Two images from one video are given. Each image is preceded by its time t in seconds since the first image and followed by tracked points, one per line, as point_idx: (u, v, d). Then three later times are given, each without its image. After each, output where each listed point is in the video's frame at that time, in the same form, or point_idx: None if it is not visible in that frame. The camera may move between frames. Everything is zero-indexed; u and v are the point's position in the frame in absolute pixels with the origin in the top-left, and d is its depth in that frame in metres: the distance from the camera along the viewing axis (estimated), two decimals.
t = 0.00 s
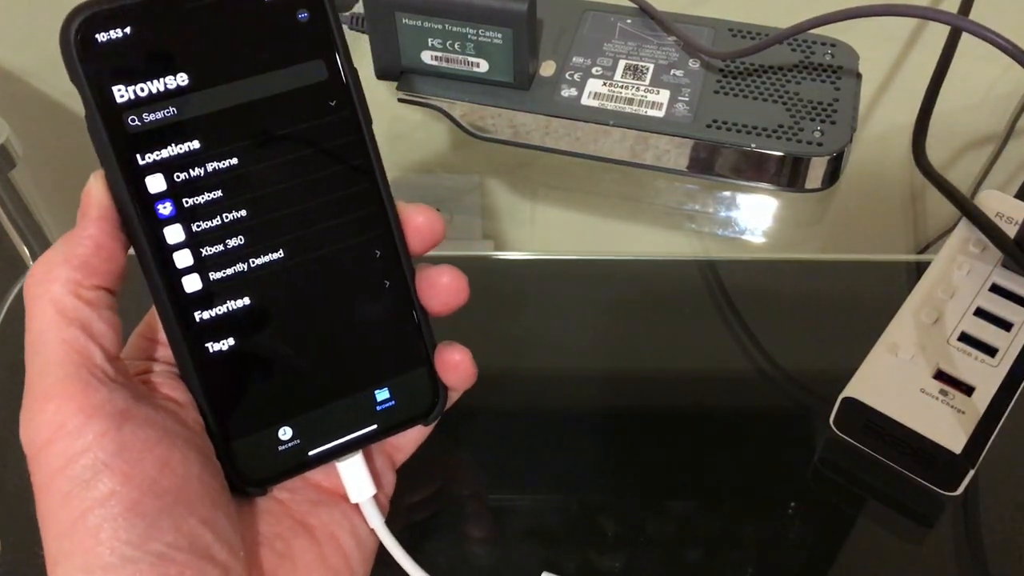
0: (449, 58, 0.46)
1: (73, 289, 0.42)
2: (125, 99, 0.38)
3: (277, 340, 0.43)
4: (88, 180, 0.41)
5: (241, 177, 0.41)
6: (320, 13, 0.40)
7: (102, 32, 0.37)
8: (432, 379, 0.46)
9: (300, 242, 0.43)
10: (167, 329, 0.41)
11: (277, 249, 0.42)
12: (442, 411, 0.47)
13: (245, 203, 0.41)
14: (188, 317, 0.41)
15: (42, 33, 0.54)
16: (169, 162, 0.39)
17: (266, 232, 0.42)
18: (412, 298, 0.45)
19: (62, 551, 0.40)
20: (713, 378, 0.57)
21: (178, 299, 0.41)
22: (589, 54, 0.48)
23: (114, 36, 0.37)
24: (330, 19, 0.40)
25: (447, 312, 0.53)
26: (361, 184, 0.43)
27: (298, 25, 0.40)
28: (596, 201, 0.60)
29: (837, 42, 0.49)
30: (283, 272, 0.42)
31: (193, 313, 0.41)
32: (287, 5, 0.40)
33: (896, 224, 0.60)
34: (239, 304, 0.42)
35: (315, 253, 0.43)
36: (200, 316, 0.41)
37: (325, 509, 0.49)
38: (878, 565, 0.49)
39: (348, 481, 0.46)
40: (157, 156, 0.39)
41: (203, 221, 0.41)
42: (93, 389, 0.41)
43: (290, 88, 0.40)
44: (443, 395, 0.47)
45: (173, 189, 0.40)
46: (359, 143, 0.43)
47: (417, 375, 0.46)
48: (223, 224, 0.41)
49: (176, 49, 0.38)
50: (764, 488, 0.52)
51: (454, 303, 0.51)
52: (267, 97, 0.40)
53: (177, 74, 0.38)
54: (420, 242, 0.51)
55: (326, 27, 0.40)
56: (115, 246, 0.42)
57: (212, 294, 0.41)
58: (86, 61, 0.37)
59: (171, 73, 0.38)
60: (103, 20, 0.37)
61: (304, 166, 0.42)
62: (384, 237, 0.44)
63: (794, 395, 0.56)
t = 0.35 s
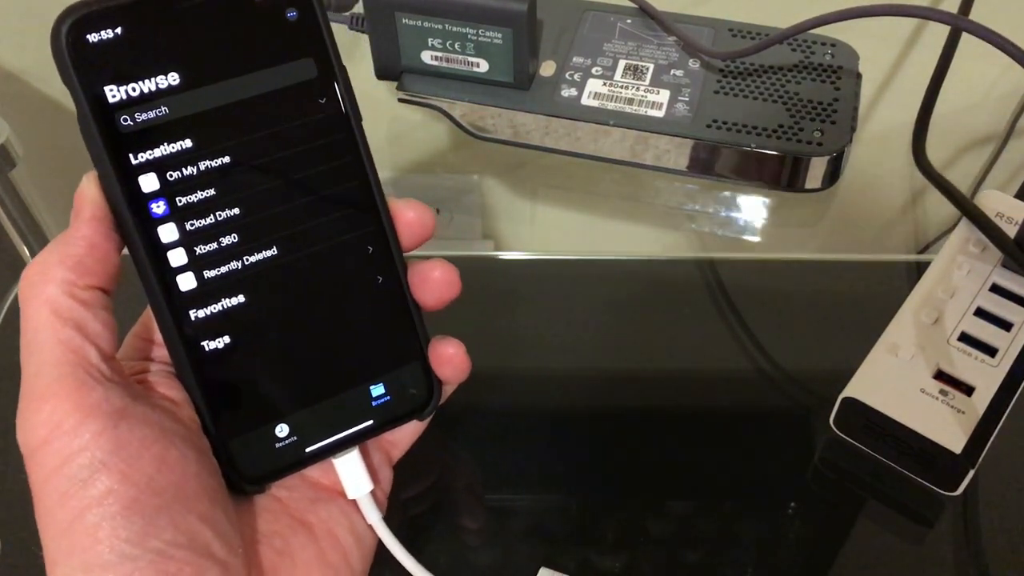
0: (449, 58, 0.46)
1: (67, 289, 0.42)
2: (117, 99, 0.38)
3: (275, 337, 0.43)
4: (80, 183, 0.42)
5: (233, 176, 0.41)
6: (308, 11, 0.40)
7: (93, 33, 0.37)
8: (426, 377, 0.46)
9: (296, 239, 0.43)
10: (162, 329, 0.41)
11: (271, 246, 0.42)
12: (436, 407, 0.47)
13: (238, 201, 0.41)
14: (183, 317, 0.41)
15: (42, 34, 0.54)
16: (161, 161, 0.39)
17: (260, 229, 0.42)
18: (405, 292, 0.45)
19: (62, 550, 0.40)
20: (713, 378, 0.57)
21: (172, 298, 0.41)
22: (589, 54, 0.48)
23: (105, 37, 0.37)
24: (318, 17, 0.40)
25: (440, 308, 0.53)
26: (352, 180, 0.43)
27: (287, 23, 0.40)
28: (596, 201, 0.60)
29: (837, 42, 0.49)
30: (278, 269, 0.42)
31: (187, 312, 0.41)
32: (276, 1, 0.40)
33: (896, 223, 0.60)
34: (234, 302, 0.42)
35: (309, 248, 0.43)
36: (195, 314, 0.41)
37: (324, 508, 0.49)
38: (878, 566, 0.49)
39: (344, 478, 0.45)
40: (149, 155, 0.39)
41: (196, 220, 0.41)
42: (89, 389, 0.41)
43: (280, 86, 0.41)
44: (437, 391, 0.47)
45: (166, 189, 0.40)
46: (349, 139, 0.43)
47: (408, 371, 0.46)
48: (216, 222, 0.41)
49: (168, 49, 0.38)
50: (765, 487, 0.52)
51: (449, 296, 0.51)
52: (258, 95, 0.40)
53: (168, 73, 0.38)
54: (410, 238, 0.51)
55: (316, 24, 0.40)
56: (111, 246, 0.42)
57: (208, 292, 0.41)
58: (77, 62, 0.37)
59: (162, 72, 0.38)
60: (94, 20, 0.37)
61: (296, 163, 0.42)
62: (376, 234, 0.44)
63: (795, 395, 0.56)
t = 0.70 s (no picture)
0: (449, 58, 0.46)
1: (62, 289, 0.42)
2: (108, 99, 0.38)
3: (271, 335, 0.43)
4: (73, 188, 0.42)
5: (225, 175, 0.41)
6: (295, 13, 0.41)
7: (83, 36, 0.37)
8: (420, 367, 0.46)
9: (291, 237, 0.43)
10: (158, 328, 0.41)
11: (264, 244, 0.42)
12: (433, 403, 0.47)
13: (232, 199, 0.41)
14: (178, 316, 0.41)
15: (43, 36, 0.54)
16: (153, 162, 0.39)
17: (253, 227, 0.42)
18: (398, 287, 0.45)
19: (62, 548, 0.40)
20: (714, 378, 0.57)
21: (168, 297, 0.41)
22: (589, 54, 0.48)
23: (95, 39, 0.37)
24: (305, 17, 0.41)
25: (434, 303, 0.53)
26: (342, 178, 0.43)
27: (274, 23, 0.40)
28: (595, 200, 0.60)
29: (838, 42, 0.49)
30: (273, 266, 0.43)
31: (183, 311, 0.41)
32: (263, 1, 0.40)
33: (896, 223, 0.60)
34: (228, 300, 0.42)
35: (304, 245, 0.43)
36: (190, 313, 0.41)
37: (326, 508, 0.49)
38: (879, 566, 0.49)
39: (344, 475, 0.45)
40: (142, 156, 0.39)
41: (189, 219, 0.41)
42: (86, 386, 0.41)
43: (269, 85, 0.41)
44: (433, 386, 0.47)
45: (159, 189, 0.40)
46: (338, 136, 0.43)
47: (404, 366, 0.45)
48: (210, 220, 0.41)
49: (157, 50, 0.38)
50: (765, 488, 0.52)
51: (441, 291, 0.51)
52: (247, 94, 0.40)
53: (159, 74, 0.39)
54: (401, 233, 0.51)
55: (304, 25, 0.41)
56: (104, 245, 0.43)
57: (202, 291, 0.41)
58: (68, 63, 0.37)
59: (153, 73, 0.38)
60: (85, 22, 0.37)
61: (290, 161, 0.42)
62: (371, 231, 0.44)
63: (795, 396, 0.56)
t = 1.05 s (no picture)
0: (449, 58, 0.46)
1: (60, 289, 0.43)
2: (105, 101, 0.38)
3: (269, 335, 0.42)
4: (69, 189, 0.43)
5: (221, 176, 0.40)
6: (292, 12, 0.41)
7: (80, 38, 0.37)
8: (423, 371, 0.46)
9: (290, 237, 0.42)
10: (155, 328, 0.41)
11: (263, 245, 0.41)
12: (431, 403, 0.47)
13: (228, 199, 0.41)
14: (176, 316, 0.41)
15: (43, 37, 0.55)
16: (150, 162, 0.39)
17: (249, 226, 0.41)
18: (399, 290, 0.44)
19: (60, 546, 0.40)
20: (714, 377, 0.57)
21: (165, 298, 0.40)
22: (588, 54, 0.48)
23: (91, 41, 0.37)
24: (299, 18, 0.41)
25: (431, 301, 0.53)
26: (338, 178, 0.43)
27: (267, 25, 0.40)
28: (595, 198, 0.60)
29: (838, 42, 0.49)
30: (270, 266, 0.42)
31: (180, 311, 0.41)
32: (258, 3, 0.40)
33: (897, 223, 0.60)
34: (226, 300, 0.41)
35: (302, 245, 0.42)
36: (187, 314, 0.41)
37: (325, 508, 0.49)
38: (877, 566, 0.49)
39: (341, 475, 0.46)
40: (138, 156, 0.39)
41: (186, 219, 0.40)
42: (83, 385, 0.41)
43: (262, 86, 0.41)
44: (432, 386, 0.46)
45: (155, 190, 0.40)
46: (335, 136, 0.42)
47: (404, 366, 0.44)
48: (207, 221, 0.41)
49: (153, 51, 0.38)
50: (762, 491, 0.52)
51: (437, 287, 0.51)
52: (242, 95, 0.40)
53: (155, 75, 0.39)
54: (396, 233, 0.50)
55: (299, 26, 0.41)
56: (101, 247, 0.43)
57: (200, 291, 0.41)
58: (65, 66, 0.37)
59: (148, 74, 0.39)
60: (81, 24, 0.37)
61: (289, 159, 0.42)
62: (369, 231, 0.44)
63: (794, 396, 0.56)
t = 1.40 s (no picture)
0: (449, 57, 0.46)
1: (60, 288, 0.43)
2: (105, 100, 0.38)
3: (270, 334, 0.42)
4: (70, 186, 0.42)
5: (221, 174, 0.40)
6: (292, 12, 0.41)
7: (81, 36, 0.37)
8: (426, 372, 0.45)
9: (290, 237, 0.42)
10: (155, 326, 0.41)
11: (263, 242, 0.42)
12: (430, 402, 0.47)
13: (228, 197, 0.41)
14: (176, 314, 0.41)
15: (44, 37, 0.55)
16: (150, 161, 0.39)
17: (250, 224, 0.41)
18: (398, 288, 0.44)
19: (59, 543, 0.40)
20: (714, 377, 0.57)
21: (166, 297, 0.40)
22: (588, 54, 0.48)
23: (92, 40, 0.38)
24: (299, 18, 0.41)
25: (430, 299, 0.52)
26: (338, 177, 0.43)
27: (267, 25, 0.40)
28: (595, 198, 0.60)
29: (838, 42, 0.49)
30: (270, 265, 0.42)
31: (181, 310, 0.41)
32: (258, 3, 0.40)
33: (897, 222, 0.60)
34: (226, 299, 0.41)
35: (302, 244, 0.42)
36: (187, 312, 0.41)
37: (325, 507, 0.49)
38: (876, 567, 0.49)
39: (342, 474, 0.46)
40: (139, 155, 0.39)
41: (187, 218, 0.40)
42: (82, 382, 0.41)
43: (262, 85, 0.41)
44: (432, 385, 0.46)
45: (155, 189, 0.40)
46: (335, 135, 0.42)
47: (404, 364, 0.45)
48: (207, 219, 0.41)
49: (152, 50, 0.38)
50: (761, 491, 0.52)
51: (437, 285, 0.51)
52: (242, 95, 0.40)
53: (155, 74, 0.39)
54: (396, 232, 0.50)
55: (299, 25, 0.41)
56: (101, 245, 0.43)
57: (200, 289, 0.41)
58: (66, 65, 0.37)
59: (148, 73, 0.39)
60: (81, 23, 0.37)
61: (289, 159, 0.42)
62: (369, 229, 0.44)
63: (795, 396, 0.55)
